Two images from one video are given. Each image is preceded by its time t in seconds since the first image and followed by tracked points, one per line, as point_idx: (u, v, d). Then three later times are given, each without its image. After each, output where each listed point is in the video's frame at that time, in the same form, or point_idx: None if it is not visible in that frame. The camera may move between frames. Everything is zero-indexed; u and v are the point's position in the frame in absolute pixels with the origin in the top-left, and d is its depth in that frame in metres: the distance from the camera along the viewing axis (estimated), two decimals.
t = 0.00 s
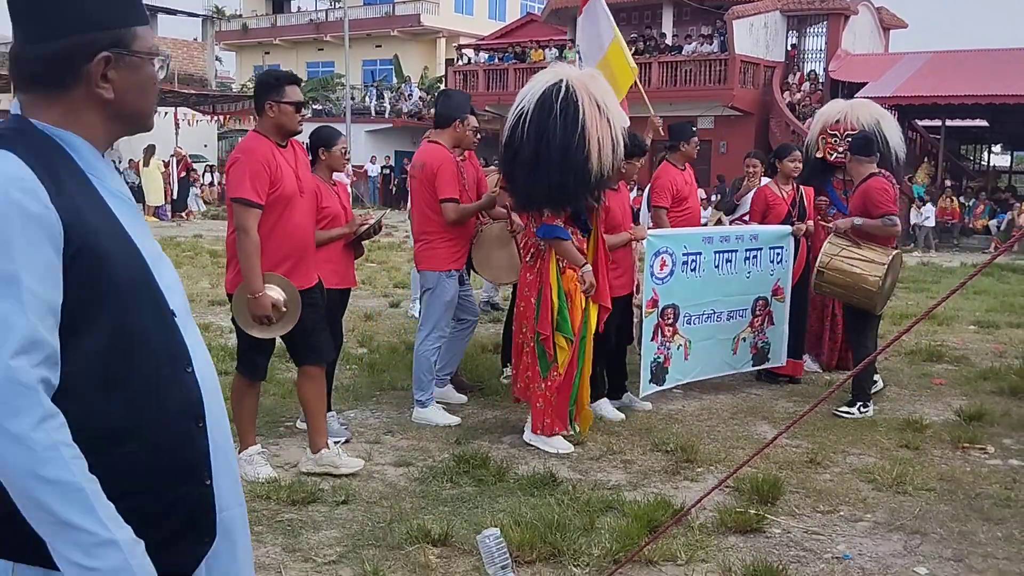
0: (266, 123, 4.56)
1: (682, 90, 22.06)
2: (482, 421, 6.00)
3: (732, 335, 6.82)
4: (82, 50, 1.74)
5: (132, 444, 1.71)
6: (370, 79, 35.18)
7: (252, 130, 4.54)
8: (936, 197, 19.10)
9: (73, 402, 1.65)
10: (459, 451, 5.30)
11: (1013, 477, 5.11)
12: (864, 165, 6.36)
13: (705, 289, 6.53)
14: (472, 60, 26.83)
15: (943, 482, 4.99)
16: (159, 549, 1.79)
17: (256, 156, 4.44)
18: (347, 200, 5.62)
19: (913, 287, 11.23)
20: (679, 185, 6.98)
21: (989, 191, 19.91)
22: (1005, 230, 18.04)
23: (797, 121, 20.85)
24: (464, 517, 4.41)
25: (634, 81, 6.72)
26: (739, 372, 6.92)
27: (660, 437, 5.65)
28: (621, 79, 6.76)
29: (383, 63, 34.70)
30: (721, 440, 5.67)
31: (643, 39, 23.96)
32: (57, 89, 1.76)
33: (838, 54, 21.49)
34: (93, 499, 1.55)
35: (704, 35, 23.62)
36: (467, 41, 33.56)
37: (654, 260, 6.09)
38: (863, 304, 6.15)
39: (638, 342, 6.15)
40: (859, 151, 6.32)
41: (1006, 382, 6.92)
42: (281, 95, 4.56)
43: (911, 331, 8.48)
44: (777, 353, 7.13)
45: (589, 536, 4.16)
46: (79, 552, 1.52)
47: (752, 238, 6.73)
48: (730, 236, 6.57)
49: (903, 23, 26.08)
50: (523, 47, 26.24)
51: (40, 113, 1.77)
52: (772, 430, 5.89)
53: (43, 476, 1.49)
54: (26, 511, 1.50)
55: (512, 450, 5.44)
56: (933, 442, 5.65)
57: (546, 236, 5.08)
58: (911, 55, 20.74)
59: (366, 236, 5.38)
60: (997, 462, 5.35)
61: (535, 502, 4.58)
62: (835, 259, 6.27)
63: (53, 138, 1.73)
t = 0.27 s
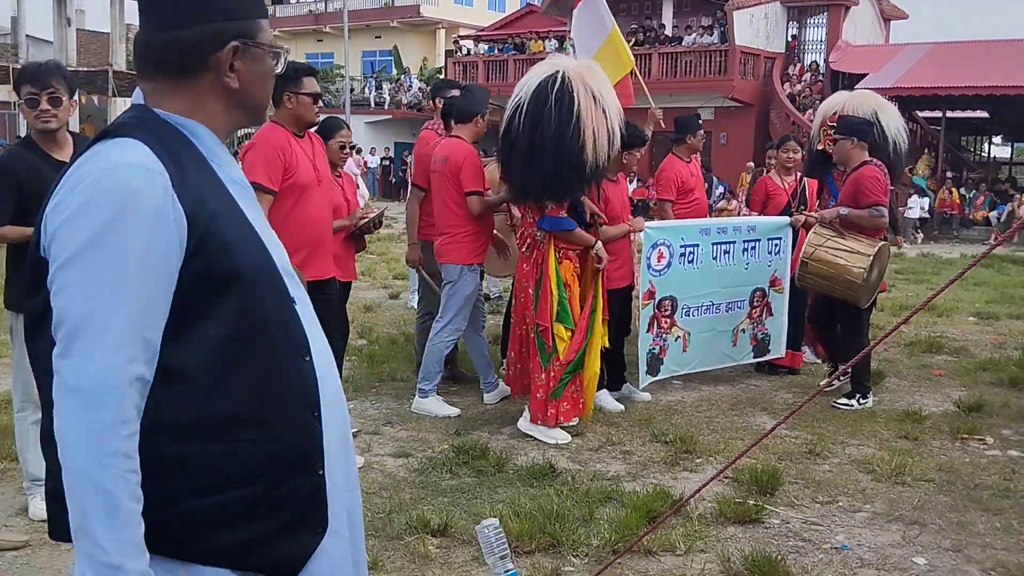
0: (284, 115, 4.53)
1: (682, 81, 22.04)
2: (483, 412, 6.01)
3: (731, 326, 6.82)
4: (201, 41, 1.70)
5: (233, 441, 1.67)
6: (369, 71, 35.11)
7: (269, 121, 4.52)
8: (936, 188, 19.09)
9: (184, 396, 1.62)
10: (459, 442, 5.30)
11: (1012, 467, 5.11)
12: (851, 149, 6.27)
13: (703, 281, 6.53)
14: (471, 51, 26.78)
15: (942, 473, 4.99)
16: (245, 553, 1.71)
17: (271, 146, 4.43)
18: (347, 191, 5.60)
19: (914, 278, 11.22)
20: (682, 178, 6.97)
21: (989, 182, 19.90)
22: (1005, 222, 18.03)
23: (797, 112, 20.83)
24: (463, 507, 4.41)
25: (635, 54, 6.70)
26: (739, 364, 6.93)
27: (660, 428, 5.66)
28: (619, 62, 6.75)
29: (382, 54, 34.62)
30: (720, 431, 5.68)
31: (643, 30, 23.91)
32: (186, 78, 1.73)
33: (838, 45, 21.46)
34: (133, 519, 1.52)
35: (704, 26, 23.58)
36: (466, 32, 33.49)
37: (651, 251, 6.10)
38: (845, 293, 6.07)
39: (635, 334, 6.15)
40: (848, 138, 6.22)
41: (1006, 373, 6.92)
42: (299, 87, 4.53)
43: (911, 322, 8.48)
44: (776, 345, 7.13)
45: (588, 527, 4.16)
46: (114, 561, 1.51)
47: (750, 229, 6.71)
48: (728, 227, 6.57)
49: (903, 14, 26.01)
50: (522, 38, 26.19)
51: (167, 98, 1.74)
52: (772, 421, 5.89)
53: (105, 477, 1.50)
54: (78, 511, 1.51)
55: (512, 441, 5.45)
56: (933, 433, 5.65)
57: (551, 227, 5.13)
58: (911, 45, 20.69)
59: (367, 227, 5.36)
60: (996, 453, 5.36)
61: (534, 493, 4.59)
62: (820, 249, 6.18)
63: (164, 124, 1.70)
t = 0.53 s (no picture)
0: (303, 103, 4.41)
1: (681, 73, 22.00)
2: (482, 403, 6.01)
3: (730, 318, 6.83)
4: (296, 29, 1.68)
5: (342, 434, 1.67)
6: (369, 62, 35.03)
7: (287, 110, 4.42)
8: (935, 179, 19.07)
9: (299, 390, 1.63)
10: (458, 434, 5.30)
11: (1010, 458, 5.12)
12: (837, 144, 6.02)
13: (702, 273, 6.54)
14: (471, 43, 26.72)
15: (940, 464, 5.00)
16: (350, 549, 1.70)
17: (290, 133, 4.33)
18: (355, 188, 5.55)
19: (913, 269, 11.22)
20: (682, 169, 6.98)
21: (989, 173, 19.87)
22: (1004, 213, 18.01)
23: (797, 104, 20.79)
24: (462, 499, 4.42)
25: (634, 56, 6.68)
26: (738, 356, 6.94)
27: (658, 419, 5.67)
28: (618, 59, 6.75)
29: (382, 45, 34.53)
30: (719, 422, 5.68)
31: (643, 21, 23.86)
32: (282, 69, 1.72)
33: (839, 36, 21.42)
34: (262, 517, 1.53)
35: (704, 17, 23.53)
36: (466, 24, 33.41)
37: (649, 243, 6.12)
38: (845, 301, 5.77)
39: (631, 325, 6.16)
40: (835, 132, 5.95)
41: (1005, 364, 6.92)
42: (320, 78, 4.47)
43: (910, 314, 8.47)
44: (775, 337, 7.14)
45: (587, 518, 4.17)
46: (240, 561, 1.52)
47: (749, 221, 6.69)
48: (727, 219, 6.56)
49: (904, 5, 25.95)
50: (522, 29, 26.13)
51: (263, 89, 1.73)
52: (771, 413, 5.90)
53: (232, 478, 1.49)
54: (205, 513, 1.52)
55: (511, 432, 5.45)
56: (931, 424, 5.65)
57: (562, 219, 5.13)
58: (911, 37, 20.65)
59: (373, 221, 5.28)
60: (994, 444, 5.36)
61: (532, 484, 4.59)
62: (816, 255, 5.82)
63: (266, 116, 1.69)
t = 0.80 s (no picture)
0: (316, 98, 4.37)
1: (681, 66, 21.98)
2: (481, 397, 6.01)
3: (731, 311, 6.84)
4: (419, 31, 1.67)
5: (503, 434, 1.69)
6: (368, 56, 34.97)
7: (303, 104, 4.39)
8: (935, 172, 19.05)
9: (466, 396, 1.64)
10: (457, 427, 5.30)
11: (1010, 451, 5.12)
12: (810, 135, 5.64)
13: (703, 266, 6.55)
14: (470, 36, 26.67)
15: (940, 456, 5.00)
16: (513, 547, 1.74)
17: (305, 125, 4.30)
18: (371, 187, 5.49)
19: (914, 262, 11.22)
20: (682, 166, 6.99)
21: (988, 166, 19.85)
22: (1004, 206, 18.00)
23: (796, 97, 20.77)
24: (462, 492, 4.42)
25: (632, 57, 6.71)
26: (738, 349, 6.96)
27: (659, 412, 5.67)
28: (617, 58, 6.77)
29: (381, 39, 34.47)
30: (719, 415, 5.68)
31: (642, 14, 23.82)
32: (398, 72, 1.70)
33: (839, 29, 21.39)
34: (484, 516, 1.55)
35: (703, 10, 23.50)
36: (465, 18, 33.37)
37: (649, 236, 6.13)
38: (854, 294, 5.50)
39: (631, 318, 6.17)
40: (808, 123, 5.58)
41: (1005, 357, 6.92)
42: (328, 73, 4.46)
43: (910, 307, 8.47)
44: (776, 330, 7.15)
45: (587, 511, 4.18)
46: (469, 570, 1.54)
47: (750, 214, 6.69)
48: (728, 212, 6.54)
49: None
50: (521, 22, 26.08)
51: (382, 95, 1.71)
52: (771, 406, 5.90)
53: (457, 491, 1.50)
54: (427, 529, 1.52)
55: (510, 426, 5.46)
56: (931, 417, 5.66)
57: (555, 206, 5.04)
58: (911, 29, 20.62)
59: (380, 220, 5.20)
60: (994, 436, 5.36)
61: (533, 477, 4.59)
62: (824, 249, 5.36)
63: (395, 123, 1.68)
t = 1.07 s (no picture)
0: (311, 88, 4.34)
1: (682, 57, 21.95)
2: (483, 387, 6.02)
3: (734, 303, 6.86)
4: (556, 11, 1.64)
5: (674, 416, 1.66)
6: (368, 48, 34.89)
7: (299, 95, 4.36)
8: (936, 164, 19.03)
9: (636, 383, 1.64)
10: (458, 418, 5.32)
11: (1011, 441, 5.13)
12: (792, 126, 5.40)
13: (706, 257, 6.55)
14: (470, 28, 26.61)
15: (941, 447, 5.01)
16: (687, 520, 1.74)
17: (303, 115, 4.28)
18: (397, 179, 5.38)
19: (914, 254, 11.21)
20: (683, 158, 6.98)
21: (989, 158, 19.83)
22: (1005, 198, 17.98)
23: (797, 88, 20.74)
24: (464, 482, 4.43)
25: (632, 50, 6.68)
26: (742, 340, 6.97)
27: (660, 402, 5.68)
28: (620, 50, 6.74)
29: (381, 31, 34.40)
30: (719, 406, 5.70)
31: (643, 5, 23.77)
32: (535, 57, 1.69)
33: (840, 20, 21.34)
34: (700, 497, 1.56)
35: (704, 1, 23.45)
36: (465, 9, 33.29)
37: (651, 227, 6.15)
38: (849, 285, 5.45)
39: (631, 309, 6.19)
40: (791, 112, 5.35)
41: (1005, 348, 6.93)
42: (326, 61, 4.31)
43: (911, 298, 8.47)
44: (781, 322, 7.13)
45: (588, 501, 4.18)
46: (692, 556, 1.54)
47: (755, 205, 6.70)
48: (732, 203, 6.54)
49: None
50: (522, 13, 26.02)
51: (518, 83, 1.69)
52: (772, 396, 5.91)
53: (674, 479, 1.51)
54: (645, 519, 1.53)
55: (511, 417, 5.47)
56: (932, 408, 5.66)
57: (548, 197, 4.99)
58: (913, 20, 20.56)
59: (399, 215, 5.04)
60: (995, 427, 5.37)
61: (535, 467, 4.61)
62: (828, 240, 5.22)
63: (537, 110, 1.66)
